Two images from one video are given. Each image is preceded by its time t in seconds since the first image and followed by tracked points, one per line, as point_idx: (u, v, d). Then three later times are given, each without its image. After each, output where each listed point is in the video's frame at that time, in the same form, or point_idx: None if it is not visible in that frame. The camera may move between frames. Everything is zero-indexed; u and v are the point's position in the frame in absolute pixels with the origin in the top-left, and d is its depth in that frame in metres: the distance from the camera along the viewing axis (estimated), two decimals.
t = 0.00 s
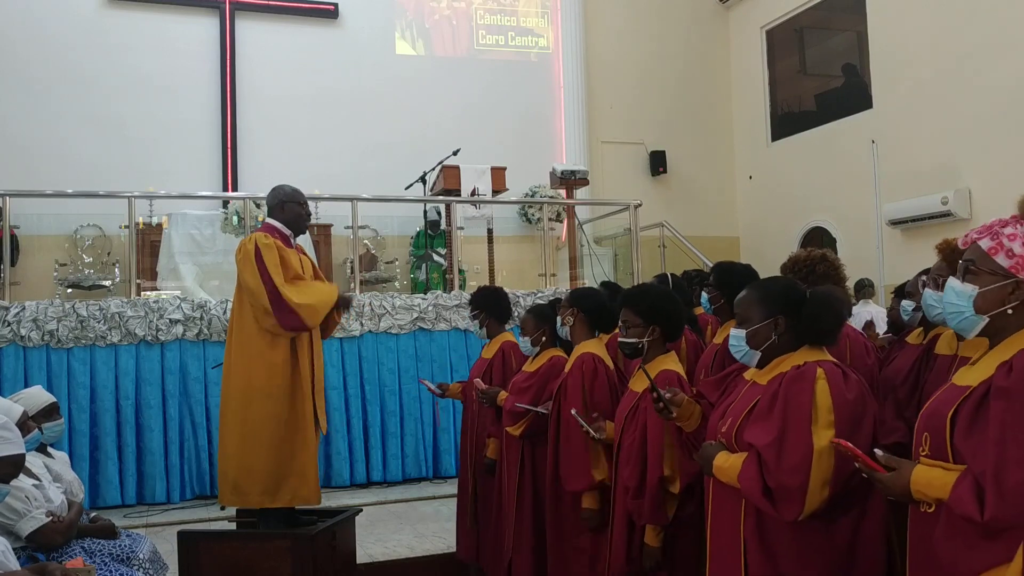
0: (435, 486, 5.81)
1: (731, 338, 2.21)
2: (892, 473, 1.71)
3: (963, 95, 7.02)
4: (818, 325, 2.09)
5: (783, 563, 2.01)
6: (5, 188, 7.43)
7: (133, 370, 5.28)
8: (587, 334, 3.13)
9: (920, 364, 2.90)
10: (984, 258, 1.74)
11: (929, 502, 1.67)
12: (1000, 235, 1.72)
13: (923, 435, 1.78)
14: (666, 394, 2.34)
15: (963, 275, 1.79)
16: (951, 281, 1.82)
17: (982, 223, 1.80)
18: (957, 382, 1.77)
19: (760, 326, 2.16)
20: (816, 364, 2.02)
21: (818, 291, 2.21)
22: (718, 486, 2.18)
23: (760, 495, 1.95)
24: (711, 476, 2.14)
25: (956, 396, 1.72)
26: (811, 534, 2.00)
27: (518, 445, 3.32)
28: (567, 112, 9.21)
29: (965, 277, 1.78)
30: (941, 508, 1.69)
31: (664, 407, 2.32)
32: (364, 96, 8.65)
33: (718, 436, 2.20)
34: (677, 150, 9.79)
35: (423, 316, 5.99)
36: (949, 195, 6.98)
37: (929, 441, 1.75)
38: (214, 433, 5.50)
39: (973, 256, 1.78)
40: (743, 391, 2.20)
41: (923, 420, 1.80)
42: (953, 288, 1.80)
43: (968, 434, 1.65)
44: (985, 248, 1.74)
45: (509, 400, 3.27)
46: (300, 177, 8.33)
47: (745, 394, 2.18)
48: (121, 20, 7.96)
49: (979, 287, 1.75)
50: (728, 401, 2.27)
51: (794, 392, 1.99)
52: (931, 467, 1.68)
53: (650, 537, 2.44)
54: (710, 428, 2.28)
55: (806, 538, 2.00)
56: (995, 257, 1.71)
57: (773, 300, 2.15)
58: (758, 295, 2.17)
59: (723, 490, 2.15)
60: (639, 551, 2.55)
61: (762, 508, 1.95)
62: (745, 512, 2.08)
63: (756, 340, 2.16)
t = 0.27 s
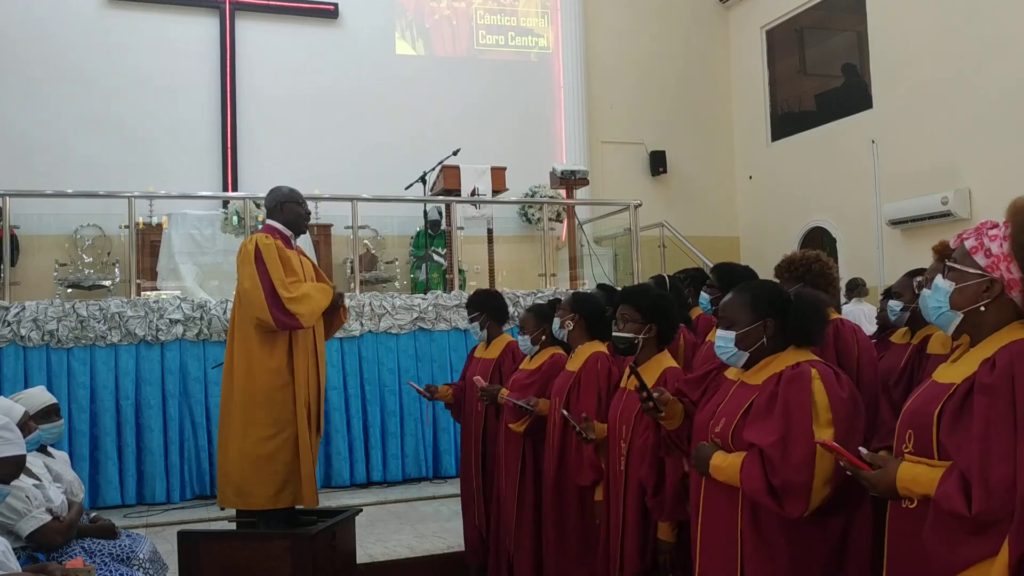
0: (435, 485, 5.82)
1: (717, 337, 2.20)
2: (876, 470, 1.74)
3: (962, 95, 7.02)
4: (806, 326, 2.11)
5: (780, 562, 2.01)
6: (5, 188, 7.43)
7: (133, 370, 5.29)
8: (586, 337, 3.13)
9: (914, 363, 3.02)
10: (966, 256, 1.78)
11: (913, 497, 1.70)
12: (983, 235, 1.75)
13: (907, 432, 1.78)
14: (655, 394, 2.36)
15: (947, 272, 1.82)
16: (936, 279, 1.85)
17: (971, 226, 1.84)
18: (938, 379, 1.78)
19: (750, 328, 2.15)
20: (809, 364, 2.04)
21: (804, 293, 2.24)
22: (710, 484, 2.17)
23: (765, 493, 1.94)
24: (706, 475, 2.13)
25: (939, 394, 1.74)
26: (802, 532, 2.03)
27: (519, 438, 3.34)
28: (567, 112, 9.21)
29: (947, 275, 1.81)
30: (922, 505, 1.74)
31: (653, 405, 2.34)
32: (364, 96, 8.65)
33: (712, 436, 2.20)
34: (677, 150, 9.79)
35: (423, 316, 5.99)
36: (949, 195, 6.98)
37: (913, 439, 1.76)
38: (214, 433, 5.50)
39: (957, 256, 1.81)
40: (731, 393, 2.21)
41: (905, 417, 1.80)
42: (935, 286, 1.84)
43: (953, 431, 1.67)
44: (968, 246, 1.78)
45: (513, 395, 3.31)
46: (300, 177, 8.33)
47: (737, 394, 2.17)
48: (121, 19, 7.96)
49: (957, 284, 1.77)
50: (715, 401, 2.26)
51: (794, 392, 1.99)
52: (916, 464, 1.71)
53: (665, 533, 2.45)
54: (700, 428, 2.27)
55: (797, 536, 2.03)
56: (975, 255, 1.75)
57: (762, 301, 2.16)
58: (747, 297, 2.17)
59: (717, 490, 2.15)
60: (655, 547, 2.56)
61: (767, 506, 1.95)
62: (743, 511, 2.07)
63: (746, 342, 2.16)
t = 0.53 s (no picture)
0: (435, 485, 5.82)
1: (710, 338, 2.18)
2: (883, 468, 1.74)
3: (963, 95, 7.02)
4: (801, 327, 2.14)
5: (789, 561, 2.03)
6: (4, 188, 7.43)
7: (133, 370, 5.29)
8: (590, 333, 3.15)
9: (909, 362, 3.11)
10: (954, 259, 1.78)
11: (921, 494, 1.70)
12: (970, 237, 1.75)
13: (908, 430, 1.79)
14: (652, 395, 2.34)
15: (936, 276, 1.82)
16: (927, 284, 1.85)
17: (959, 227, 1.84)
18: (935, 379, 1.81)
19: (749, 327, 2.15)
20: (811, 363, 2.07)
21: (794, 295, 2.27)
22: (713, 482, 2.15)
23: (782, 488, 1.94)
24: (708, 474, 2.11)
25: (944, 391, 1.74)
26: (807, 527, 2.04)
27: (521, 434, 3.36)
28: (567, 112, 9.21)
29: (938, 278, 1.81)
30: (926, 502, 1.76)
31: (649, 407, 2.31)
32: (364, 96, 8.65)
33: (711, 436, 2.18)
34: (677, 150, 9.79)
35: (423, 316, 5.99)
36: (949, 195, 6.98)
37: (916, 435, 1.77)
38: (214, 433, 5.50)
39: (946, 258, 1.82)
40: (722, 397, 2.21)
41: (906, 414, 1.81)
42: (926, 289, 1.84)
43: (962, 427, 1.65)
44: (956, 250, 1.78)
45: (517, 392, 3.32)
46: (300, 177, 8.34)
47: (734, 393, 2.17)
48: (121, 19, 7.96)
49: (950, 286, 1.77)
50: (709, 400, 2.25)
51: (802, 388, 2.00)
52: (924, 462, 1.71)
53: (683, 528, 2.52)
54: (692, 428, 2.25)
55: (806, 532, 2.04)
56: (964, 257, 1.75)
57: (760, 301, 2.17)
58: (743, 297, 2.18)
59: (720, 486, 2.13)
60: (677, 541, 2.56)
61: (786, 502, 1.95)
62: (749, 508, 2.07)
63: (745, 341, 2.16)
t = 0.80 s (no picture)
0: (435, 485, 5.82)
1: (710, 338, 2.19)
2: (899, 469, 1.69)
3: (963, 94, 7.02)
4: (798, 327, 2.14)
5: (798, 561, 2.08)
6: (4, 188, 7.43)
7: (133, 370, 5.29)
8: (591, 338, 3.16)
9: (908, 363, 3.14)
10: (952, 259, 1.80)
11: (937, 497, 1.67)
12: (967, 238, 1.78)
13: (919, 430, 1.76)
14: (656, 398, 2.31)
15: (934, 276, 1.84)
16: (925, 284, 1.86)
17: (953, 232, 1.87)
18: (940, 380, 1.78)
19: (749, 325, 2.17)
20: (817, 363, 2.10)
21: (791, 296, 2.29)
22: (722, 484, 2.15)
23: (803, 487, 1.95)
24: (714, 477, 2.09)
25: (957, 392, 1.72)
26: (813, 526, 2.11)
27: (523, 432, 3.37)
28: (567, 112, 9.21)
29: (936, 278, 1.83)
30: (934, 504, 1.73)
31: (654, 409, 2.29)
32: (364, 96, 8.65)
33: (719, 439, 2.17)
34: (677, 150, 9.79)
35: (423, 316, 5.99)
36: (949, 195, 6.98)
37: (928, 436, 1.74)
38: (214, 433, 5.50)
39: (943, 260, 1.83)
40: (724, 399, 2.21)
41: (915, 414, 1.78)
42: (925, 290, 1.85)
43: (985, 426, 1.62)
44: (954, 250, 1.80)
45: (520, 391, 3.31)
46: (299, 177, 8.33)
47: (737, 395, 2.17)
48: (121, 19, 7.96)
49: (949, 285, 1.78)
50: (713, 400, 2.24)
51: (813, 388, 2.01)
52: (942, 462, 1.67)
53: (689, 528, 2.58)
54: (693, 432, 2.24)
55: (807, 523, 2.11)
56: (962, 256, 1.77)
57: (761, 301, 2.18)
58: (743, 296, 2.19)
59: (729, 486, 2.13)
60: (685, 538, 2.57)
61: (806, 501, 1.96)
62: (760, 508, 2.08)
63: (744, 340, 2.17)
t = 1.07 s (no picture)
0: (435, 485, 5.82)
1: (719, 335, 2.18)
2: (925, 477, 1.64)
3: (964, 94, 7.01)
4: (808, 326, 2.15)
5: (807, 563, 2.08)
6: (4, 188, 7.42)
7: (133, 370, 5.29)
8: (592, 333, 3.16)
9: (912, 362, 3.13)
10: (960, 258, 1.79)
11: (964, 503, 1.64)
12: (975, 237, 1.78)
13: (940, 432, 1.72)
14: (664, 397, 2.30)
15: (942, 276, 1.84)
16: (933, 283, 1.86)
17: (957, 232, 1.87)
18: (957, 380, 1.76)
19: (757, 323, 2.16)
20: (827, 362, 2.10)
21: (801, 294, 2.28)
22: (729, 483, 2.14)
23: (813, 486, 1.96)
24: (723, 476, 2.09)
25: (978, 393, 1.69)
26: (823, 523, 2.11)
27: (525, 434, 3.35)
28: (568, 112, 9.21)
29: (945, 277, 1.82)
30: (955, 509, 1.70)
31: (662, 409, 2.28)
32: (364, 95, 8.65)
33: (727, 437, 2.17)
34: (677, 150, 9.79)
35: (423, 316, 5.98)
36: (950, 195, 6.98)
37: (949, 439, 1.70)
38: (214, 433, 5.50)
39: (950, 259, 1.83)
40: (734, 395, 2.21)
41: (934, 416, 1.74)
42: (932, 289, 1.85)
43: (1013, 429, 1.59)
44: (962, 249, 1.80)
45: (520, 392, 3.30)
46: (299, 177, 8.33)
47: (745, 393, 2.17)
48: (121, 19, 7.96)
49: (958, 283, 1.78)
50: (721, 398, 2.24)
51: (822, 385, 2.01)
52: (969, 467, 1.64)
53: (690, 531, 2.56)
54: (701, 430, 2.24)
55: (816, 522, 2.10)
56: (971, 255, 1.77)
57: (770, 300, 2.18)
58: (752, 294, 2.19)
59: (737, 485, 2.12)
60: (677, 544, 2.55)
61: (816, 499, 1.97)
62: (768, 508, 2.09)
63: (751, 337, 2.16)
